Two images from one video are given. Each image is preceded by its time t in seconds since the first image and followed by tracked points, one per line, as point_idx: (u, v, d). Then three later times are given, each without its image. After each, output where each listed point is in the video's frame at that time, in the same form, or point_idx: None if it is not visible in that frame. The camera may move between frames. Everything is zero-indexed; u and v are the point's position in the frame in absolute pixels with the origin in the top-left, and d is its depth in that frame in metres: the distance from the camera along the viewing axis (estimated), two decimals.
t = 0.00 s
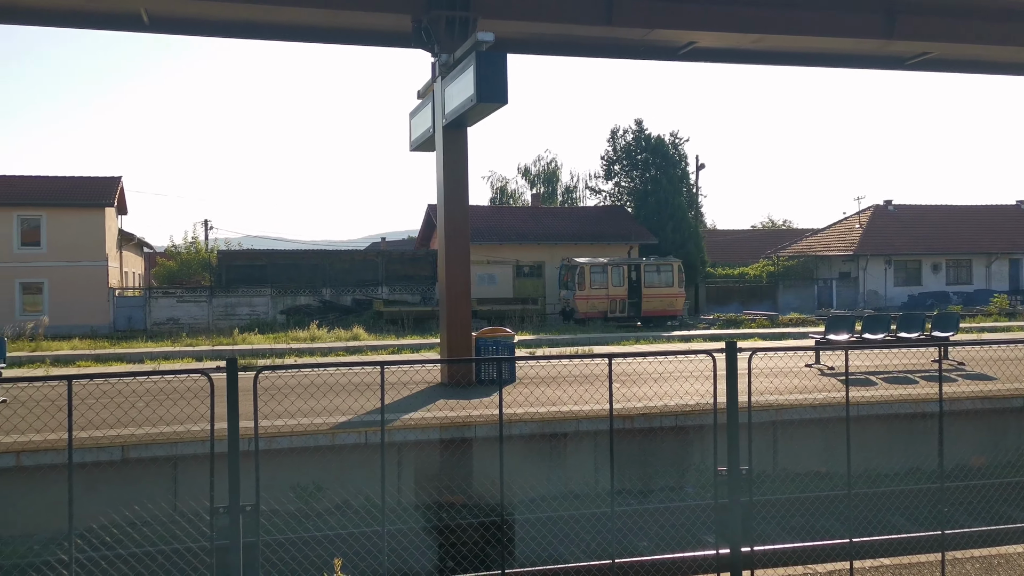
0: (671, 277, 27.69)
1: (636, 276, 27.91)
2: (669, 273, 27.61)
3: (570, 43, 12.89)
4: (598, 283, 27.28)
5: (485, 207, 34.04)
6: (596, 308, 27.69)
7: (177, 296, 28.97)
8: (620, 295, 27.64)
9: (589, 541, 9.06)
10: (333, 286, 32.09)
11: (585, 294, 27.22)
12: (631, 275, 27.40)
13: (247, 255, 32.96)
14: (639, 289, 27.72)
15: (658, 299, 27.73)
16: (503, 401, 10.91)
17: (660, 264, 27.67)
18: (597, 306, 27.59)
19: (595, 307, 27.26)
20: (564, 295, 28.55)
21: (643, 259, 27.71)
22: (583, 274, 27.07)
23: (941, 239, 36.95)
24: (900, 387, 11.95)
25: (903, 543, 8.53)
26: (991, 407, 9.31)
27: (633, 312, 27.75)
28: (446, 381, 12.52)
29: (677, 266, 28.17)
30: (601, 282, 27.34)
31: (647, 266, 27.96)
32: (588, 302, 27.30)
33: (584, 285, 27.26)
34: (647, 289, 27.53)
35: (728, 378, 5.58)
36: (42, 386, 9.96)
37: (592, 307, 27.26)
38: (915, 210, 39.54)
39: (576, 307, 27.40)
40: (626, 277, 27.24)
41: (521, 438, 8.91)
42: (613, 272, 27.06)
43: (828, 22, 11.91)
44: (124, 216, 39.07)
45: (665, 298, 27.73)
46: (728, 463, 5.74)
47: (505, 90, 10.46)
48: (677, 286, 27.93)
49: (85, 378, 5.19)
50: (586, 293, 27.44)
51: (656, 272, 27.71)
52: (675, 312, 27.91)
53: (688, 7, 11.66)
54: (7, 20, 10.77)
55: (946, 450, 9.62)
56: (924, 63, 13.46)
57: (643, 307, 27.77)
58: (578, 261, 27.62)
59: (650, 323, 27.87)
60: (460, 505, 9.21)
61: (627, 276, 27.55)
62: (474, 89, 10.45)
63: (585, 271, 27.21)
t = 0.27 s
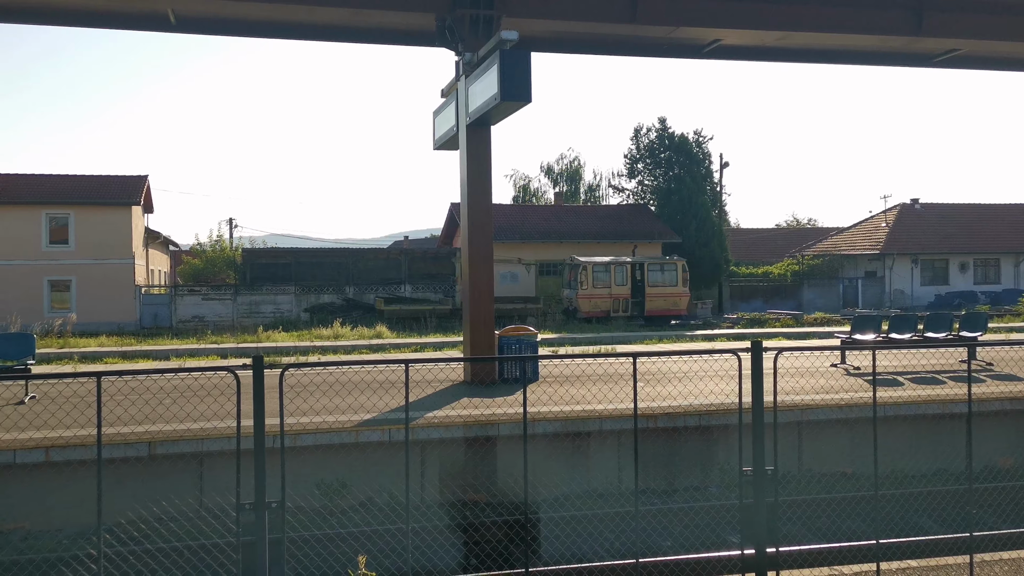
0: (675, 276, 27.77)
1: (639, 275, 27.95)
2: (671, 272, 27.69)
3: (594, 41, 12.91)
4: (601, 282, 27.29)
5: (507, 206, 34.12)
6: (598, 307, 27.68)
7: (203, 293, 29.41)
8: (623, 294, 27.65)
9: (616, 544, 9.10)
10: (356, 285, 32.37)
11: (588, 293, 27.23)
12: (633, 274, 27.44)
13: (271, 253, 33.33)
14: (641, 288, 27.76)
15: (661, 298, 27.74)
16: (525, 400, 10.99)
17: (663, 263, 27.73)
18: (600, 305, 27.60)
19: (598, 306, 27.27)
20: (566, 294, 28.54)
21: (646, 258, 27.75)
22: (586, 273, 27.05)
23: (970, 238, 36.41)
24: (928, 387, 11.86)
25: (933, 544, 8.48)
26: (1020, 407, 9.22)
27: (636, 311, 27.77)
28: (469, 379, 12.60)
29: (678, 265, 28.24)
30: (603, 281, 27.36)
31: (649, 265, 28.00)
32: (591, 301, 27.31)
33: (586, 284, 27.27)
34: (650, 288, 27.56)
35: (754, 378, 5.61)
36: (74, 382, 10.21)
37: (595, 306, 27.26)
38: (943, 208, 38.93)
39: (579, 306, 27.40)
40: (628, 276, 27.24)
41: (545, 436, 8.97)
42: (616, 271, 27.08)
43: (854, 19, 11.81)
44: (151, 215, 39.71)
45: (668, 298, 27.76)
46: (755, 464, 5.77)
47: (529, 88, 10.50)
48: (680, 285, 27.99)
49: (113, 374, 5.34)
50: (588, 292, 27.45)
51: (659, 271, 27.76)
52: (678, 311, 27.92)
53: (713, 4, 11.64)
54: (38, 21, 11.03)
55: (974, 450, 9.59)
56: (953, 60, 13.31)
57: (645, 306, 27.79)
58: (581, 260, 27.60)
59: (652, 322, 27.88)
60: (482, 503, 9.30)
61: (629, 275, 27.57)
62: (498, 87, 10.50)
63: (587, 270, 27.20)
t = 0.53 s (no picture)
0: (676, 275, 27.62)
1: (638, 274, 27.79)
2: (672, 271, 27.52)
3: (613, 40, 12.92)
4: (600, 282, 27.15)
5: (525, 205, 34.12)
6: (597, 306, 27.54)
7: (222, 291, 29.70)
8: (623, 294, 27.54)
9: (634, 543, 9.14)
10: (374, 283, 32.53)
11: (587, 292, 27.09)
12: (633, 273, 27.28)
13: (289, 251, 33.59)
14: (641, 287, 27.61)
15: (661, 298, 27.62)
16: (544, 398, 11.05)
17: (664, 263, 27.57)
18: (599, 305, 27.45)
19: (597, 305, 27.13)
20: (566, 293, 28.41)
21: (646, 257, 27.61)
22: (586, 273, 26.92)
23: (992, 238, 35.94)
24: (951, 388, 11.77)
25: (953, 546, 8.45)
26: None
27: (636, 310, 27.62)
28: (487, 378, 12.66)
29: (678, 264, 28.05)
30: (603, 280, 27.25)
31: (650, 264, 27.84)
32: (590, 301, 27.17)
33: (585, 284, 27.14)
34: (650, 287, 27.42)
35: (773, 378, 5.63)
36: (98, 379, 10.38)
37: (594, 306, 27.12)
38: (965, 208, 38.46)
39: (578, 305, 27.27)
40: (628, 275, 27.12)
41: (563, 435, 9.04)
42: (616, 271, 26.94)
43: (875, 16, 11.74)
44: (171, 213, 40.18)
45: (668, 297, 27.60)
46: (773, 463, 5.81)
47: (547, 87, 10.53)
48: (680, 285, 27.82)
49: (138, 371, 5.47)
50: (588, 291, 27.32)
51: (659, 270, 27.60)
52: (678, 311, 27.78)
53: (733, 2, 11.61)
54: (63, 22, 11.23)
55: (995, 452, 9.54)
56: (976, 57, 13.19)
57: (645, 306, 27.64)
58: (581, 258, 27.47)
59: (653, 322, 27.75)
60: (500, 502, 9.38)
61: (629, 275, 27.41)
62: (516, 86, 10.54)
63: (587, 269, 27.07)
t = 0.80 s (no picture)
0: (675, 274, 27.59)
1: (637, 273, 27.73)
2: (672, 271, 27.48)
3: (633, 38, 12.93)
4: (599, 281, 27.01)
5: (543, 204, 34.13)
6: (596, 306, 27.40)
7: (242, 290, 30.07)
8: (622, 293, 27.43)
9: (653, 543, 9.16)
10: (392, 282, 32.77)
11: (586, 292, 26.92)
12: (632, 272, 27.19)
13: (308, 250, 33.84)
14: (639, 286, 27.57)
15: (660, 297, 27.60)
16: (563, 397, 11.08)
17: (663, 262, 27.53)
18: (598, 304, 27.23)
19: (596, 305, 26.97)
20: (565, 292, 28.29)
21: (646, 256, 27.55)
22: (585, 272, 26.77)
23: (1017, 237, 35.44)
24: (975, 388, 11.67)
25: (975, 548, 8.39)
26: None
27: (635, 309, 27.56)
28: (505, 377, 12.71)
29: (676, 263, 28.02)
30: (602, 279, 27.09)
31: (649, 264, 27.76)
32: (589, 300, 26.98)
33: (584, 283, 26.97)
34: (649, 287, 27.38)
35: (794, 378, 5.64)
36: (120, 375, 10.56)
37: (593, 305, 26.95)
38: (989, 207, 37.94)
39: (576, 304, 27.09)
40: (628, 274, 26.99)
41: (583, 435, 9.07)
42: (615, 270, 26.83)
43: (897, 13, 11.66)
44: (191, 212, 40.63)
45: (667, 296, 27.57)
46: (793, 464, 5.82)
47: (566, 85, 10.56)
48: (679, 284, 27.81)
49: (161, 368, 5.61)
50: (586, 291, 27.17)
51: (658, 269, 27.55)
52: (677, 310, 27.77)
53: None
54: (88, 22, 11.44)
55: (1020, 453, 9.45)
56: (1000, 55, 13.05)
57: (644, 305, 27.58)
58: (579, 257, 27.30)
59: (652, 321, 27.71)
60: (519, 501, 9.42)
61: (627, 274, 27.28)
62: (536, 84, 10.57)
63: (586, 268, 26.91)
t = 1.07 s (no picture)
0: (673, 274, 27.34)
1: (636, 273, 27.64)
2: (670, 271, 27.27)
3: (652, 37, 12.95)
4: (595, 281, 26.99)
5: (561, 203, 34.18)
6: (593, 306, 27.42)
7: (261, 288, 30.48)
8: (620, 293, 27.38)
9: (672, 543, 9.18)
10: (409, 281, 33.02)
11: (583, 291, 26.95)
12: (629, 272, 27.08)
13: (327, 249, 34.12)
14: (637, 286, 27.48)
15: (658, 297, 27.43)
16: (582, 397, 11.14)
17: (661, 261, 27.33)
18: (594, 304, 27.27)
19: (593, 305, 26.97)
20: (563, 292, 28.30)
21: (643, 255, 27.41)
22: (580, 271, 26.80)
23: None
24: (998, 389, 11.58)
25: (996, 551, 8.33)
26: None
27: (633, 310, 27.41)
28: (524, 376, 12.79)
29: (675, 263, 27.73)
30: (599, 279, 27.10)
31: (647, 263, 27.56)
32: (585, 300, 27.02)
33: (581, 283, 27.00)
34: (645, 287, 27.20)
35: (814, 378, 5.66)
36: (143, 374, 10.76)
37: (590, 305, 26.96)
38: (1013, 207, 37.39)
39: (573, 304, 27.14)
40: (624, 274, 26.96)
41: (601, 434, 9.12)
42: (610, 270, 26.78)
43: (919, 11, 11.60)
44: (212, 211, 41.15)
45: (664, 296, 27.33)
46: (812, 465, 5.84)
47: (585, 84, 10.60)
48: (678, 284, 27.53)
49: (182, 367, 5.75)
50: (584, 291, 27.20)
51: (656, 269, 27.32)
52: (676, 310, 27.51)
53: None
54: (115, 24, 11.67)
55: None
56: None
57: (642, 305, 27.45)
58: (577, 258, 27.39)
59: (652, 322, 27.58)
60: (537, 500, 9.49)
61: (624, 274, 27.19)
62: (555, 83, 10.62)
63: (582, 267, 26.98)
